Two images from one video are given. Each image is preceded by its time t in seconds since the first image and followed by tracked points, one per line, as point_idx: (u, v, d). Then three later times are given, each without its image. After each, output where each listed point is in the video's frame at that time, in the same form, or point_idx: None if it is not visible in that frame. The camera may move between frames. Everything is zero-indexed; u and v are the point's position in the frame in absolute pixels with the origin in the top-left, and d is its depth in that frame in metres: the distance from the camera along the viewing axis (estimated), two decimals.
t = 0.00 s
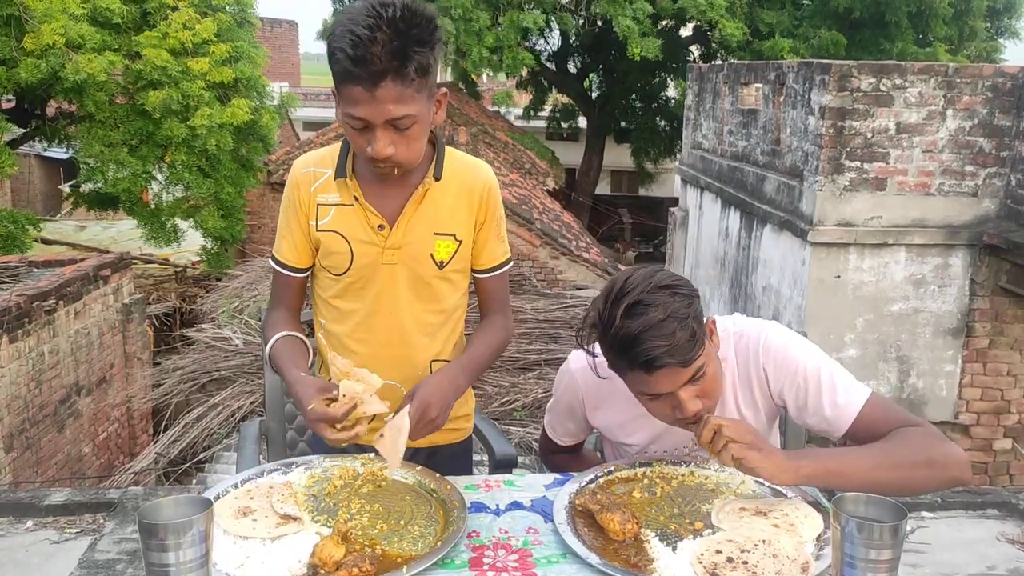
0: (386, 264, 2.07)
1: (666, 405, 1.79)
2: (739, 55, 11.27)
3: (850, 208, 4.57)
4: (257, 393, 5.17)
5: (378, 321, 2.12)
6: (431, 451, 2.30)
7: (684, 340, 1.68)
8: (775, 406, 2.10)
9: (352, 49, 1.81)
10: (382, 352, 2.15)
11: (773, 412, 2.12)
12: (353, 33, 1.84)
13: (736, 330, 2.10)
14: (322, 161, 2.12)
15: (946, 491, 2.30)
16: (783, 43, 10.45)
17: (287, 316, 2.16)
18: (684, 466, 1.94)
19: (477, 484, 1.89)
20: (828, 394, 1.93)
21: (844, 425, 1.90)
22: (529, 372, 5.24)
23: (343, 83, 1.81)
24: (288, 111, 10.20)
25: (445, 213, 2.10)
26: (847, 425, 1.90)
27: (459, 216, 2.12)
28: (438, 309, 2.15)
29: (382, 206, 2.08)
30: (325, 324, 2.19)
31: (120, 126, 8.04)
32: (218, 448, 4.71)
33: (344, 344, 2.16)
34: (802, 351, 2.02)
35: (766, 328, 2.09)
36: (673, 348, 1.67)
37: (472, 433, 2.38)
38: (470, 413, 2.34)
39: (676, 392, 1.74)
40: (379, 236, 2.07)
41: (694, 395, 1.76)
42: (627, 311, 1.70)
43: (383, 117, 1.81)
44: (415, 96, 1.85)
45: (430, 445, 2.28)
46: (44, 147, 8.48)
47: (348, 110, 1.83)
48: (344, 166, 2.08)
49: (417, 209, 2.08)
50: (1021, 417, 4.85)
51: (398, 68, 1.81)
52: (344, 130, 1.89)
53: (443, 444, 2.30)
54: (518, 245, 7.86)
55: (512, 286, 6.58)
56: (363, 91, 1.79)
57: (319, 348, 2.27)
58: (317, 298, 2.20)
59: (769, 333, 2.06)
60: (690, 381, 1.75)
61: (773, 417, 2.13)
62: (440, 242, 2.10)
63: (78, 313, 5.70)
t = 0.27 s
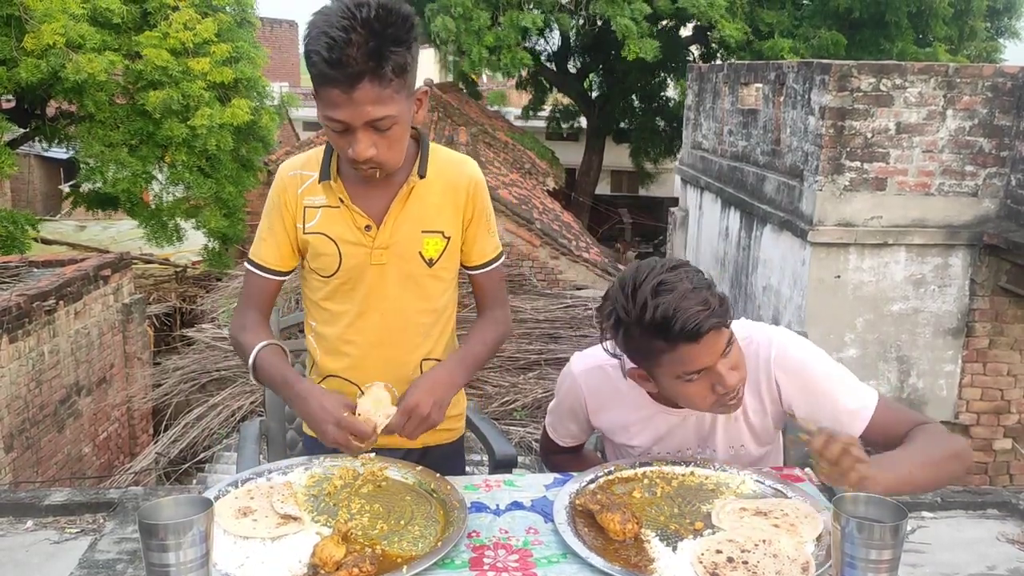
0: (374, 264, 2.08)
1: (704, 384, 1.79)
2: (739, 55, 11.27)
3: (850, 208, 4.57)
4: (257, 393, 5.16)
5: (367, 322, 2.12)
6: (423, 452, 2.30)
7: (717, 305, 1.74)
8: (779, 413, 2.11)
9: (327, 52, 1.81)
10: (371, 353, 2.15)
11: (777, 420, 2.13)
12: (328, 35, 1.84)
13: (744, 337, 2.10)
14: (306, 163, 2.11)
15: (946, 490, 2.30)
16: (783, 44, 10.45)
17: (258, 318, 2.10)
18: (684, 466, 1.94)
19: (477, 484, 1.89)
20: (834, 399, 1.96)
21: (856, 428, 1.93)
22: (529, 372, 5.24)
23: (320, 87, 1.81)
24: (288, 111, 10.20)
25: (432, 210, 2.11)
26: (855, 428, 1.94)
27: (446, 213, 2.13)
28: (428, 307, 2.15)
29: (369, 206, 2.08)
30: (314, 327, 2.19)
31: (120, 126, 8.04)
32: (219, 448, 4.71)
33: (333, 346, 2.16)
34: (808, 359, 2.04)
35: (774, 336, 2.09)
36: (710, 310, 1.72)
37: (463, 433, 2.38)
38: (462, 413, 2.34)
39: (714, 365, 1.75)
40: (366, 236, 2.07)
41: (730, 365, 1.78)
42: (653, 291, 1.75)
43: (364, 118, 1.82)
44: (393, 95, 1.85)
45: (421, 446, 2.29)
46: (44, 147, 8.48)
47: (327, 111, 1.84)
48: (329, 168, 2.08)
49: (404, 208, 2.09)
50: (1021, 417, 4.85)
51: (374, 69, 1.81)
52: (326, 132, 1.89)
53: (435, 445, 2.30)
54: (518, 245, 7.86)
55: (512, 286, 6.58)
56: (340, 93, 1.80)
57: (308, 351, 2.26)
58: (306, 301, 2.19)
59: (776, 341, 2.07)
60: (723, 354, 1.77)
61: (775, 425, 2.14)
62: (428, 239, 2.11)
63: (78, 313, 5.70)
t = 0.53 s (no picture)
0: (376, 264, 2.07)
1: (713, 403, 1.77)
2: (740, 55, 11.26)
3: (850, 208, 4.57)
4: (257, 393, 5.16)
5: (368, 322, 2.12)
6: (421, 451, 2.30)
7: (751, 332, 1.69)
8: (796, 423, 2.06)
9: (329, 51, 1.81)
10: (372, 353, 2.14)
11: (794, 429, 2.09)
12: (329, 35, 1.84)
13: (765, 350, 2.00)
14: (301, 166, 2.08)
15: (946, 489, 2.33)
16: (783, 43, 10.46)
17: (272, 332, 2.08)
18: (686, 466, 1.94)
19: (477, 485, 1.89)
20: (848, 413, 1.88)
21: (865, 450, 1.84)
22: (529, 372, 5.24)
23: (322, 86, 1.81)
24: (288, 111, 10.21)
25: (431, 208, 2.12)
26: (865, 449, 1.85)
27: (444, 211, 2.14)
28: (428, 305, 2.16)
29: (368, 207, 2.08)
30: (311, 330, 2.17)
31: (120, 126, 8.04)
32: (219, 448, 4.70)
33: (333, 347, 2.15)
34: (828, 372, 1.95)
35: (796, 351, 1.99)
36: (741, 337, 1.67)
37: (458, 432, 2.38)
38: (457, 410, 2.36)
39: (727, 388, 1.73)
40: (368, 237, 2.06)
41: (742, 393, 1.75)
42: (693, 300, 1.73)
43: (368, 117, 1.81)
44: (396, 95, 1.85)
45: (419, 445, 2.28)
46: (44, 147, 8.49)
47: (328, 112, 1.83)
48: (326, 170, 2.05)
49: (404, 207, 2.09)
50: (1021, 417, 4.85)
51: (377, 68, 1.81)
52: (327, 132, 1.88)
53: (433, 443, 2.30)
54: (519, 245, 7.86)
55: (512, 286, 6.59)
56: (343, 93, 1.80)
57: (303, 353, 2.24)
58: (303, 303, 2.18)
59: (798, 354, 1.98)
60: (740, 380, 1.74)
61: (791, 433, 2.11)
62: (428, 237, 2.12)
63: (78, 313, 5.70)
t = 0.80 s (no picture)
0: (374, 264, 2.07)
1: (684, 427, 1.80)
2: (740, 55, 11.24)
3: (850, 208, 4.57)
4: (257, 393, 5.16)
5: (365, 322, 2.12)
6: (420, 449, 2.30)
7: (728, 381, 1.66)
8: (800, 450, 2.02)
9: (345, 53, 1.80)
10: (367, 352, 2.14)
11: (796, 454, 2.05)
12: (344, 36, 1.83)
13: (786, 377, 1.95)
14: (304, 163, 2.09)
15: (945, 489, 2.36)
16: (783, 44, 10.47)
17: (277, 321, 2.14)
18: (686, 467, 1.94)
19: (477, 485, 1.88)
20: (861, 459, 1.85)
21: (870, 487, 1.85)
22: (529, 372, 5.24)
23: (335, 87, 1.81)
24: (288, 112, 10.22)
25: (431, 210, 2.12)
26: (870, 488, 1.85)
27: (444, 213, 2.14)
28: (426, 307, 2.16)
29: (368, 205, 2.08)
30: (310, 326, 2.18)
31: (120, 126, 8.05)
32: (219, 449, 4.70)
33: (331, 345, 2.15)
34: (847, 411, 1.90)
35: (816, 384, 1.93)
36: (715, 388, 1.65)
37: (459, 430, 2.37)
38: (457, 408, 2.35)
39: (700, 421, 1.75)
40: (366, 236, 2.06)
41: (715, 428, 1.78)
42: (682, 334, 1.68)
43: (379, 119, 1.82)
44: (408, 98, 1.86)
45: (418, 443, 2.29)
46: (44, 147, 8.49)
47: (339, 112, 1.82)
48: (327, 168, 2.06)
49: (404, 208, 2.09)
50: (1021, 417, 4.85)
51: (391, 70, 1.82)
52: (335, 132, 1.87)
53: (432, 441, 2.30)
54: (518, 245, 7.86)
55: (512, 287, 6.59)
56: (358, 94, 1.79)
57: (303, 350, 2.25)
58: (302, 299, 2.18)
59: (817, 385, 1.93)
60: (717, 417, 1.75)
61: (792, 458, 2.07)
62: (427, 239, 2.11)
63: (78, 314, 5.70)
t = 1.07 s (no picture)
0: (378, 262, 2.08)
1: (682, 427, 1.81)
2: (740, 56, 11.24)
3: (849, 209, 4.57)
4: (257, 394, 5.17)
5: (369, 320, 2.13)
6: (423, 447, 2.31)
7: (725, 378, 1.67)
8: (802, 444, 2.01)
9: (355, 58, 1.81)
10: (371, 349, 2.15)
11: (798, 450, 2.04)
12: (355, 42, 1.84)
13: (782, 372, 1.95)
14: (311, 161, 2.10)
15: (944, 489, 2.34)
16: (783, 44, 10.47)
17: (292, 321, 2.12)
18: (685, 466, 1.94)
19: (477, 485, 1.89)
20: (863, 442, 1.83)
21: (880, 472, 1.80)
22: (529, 372, 5.24)
23: (344, 91, 1.81)
24: (288, 112, 10.22)
25: (434, 209, 2.12)
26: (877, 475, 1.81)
27: (448, 213, 2.14)
28: (429, 305, 2.16)
29: (372, 204, 2.08)
30: (315, 323, 2.19)
31: (121, 127, 8.05)
32: (219, 449, 4.71)
33: (335, 342, 2.16)
34: (845, 400, 1.90)
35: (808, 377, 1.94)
36: (711, 385, 1.66)
37: (464, 428, 2.38)
38: (461, 407, 2.34)
39: (698, 421, 1.75)
40: (370, 235, 2.07)
41: (713, 428, 1.80)
42: (676, 334, 1.67)
43: (386, 124, 1.82)
44: (415, 104, 1.87)
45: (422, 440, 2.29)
46: (45, 148, 8.49)
47: (347, 116, 1.82)
48: (333, 166, 2.06)
49: (408, 207, 2.09)
50: (1021, 418, 4.85)
51: (400, 77, 1.82)
52: (341, 135, 1.87)
53: (435, 440, 2.30)
54: (518, 246, 7.86)
55: (512, 287, 6.59)
56: (366, 99, 1.79)
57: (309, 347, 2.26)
58: (307, 297, 2.19)
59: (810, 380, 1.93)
60: (714, 417, 1.76)
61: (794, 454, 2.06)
62: (430, 238, 2.12)
63: (78, 314, 5.70)
